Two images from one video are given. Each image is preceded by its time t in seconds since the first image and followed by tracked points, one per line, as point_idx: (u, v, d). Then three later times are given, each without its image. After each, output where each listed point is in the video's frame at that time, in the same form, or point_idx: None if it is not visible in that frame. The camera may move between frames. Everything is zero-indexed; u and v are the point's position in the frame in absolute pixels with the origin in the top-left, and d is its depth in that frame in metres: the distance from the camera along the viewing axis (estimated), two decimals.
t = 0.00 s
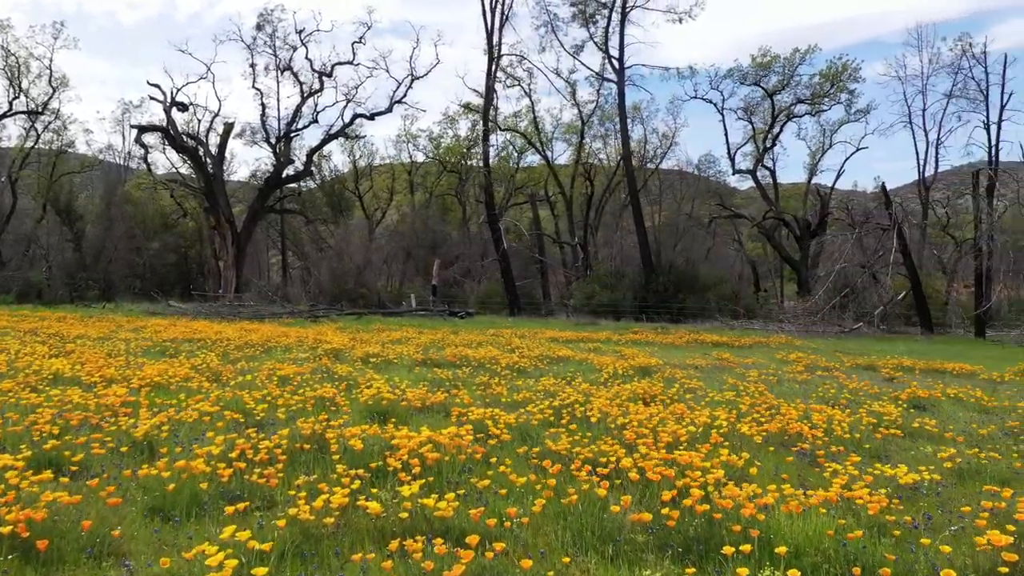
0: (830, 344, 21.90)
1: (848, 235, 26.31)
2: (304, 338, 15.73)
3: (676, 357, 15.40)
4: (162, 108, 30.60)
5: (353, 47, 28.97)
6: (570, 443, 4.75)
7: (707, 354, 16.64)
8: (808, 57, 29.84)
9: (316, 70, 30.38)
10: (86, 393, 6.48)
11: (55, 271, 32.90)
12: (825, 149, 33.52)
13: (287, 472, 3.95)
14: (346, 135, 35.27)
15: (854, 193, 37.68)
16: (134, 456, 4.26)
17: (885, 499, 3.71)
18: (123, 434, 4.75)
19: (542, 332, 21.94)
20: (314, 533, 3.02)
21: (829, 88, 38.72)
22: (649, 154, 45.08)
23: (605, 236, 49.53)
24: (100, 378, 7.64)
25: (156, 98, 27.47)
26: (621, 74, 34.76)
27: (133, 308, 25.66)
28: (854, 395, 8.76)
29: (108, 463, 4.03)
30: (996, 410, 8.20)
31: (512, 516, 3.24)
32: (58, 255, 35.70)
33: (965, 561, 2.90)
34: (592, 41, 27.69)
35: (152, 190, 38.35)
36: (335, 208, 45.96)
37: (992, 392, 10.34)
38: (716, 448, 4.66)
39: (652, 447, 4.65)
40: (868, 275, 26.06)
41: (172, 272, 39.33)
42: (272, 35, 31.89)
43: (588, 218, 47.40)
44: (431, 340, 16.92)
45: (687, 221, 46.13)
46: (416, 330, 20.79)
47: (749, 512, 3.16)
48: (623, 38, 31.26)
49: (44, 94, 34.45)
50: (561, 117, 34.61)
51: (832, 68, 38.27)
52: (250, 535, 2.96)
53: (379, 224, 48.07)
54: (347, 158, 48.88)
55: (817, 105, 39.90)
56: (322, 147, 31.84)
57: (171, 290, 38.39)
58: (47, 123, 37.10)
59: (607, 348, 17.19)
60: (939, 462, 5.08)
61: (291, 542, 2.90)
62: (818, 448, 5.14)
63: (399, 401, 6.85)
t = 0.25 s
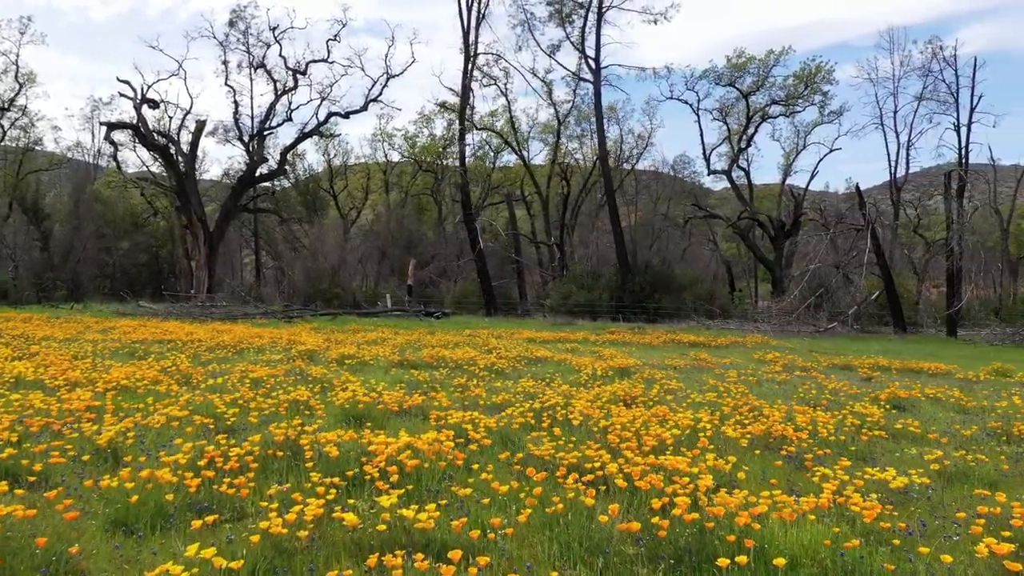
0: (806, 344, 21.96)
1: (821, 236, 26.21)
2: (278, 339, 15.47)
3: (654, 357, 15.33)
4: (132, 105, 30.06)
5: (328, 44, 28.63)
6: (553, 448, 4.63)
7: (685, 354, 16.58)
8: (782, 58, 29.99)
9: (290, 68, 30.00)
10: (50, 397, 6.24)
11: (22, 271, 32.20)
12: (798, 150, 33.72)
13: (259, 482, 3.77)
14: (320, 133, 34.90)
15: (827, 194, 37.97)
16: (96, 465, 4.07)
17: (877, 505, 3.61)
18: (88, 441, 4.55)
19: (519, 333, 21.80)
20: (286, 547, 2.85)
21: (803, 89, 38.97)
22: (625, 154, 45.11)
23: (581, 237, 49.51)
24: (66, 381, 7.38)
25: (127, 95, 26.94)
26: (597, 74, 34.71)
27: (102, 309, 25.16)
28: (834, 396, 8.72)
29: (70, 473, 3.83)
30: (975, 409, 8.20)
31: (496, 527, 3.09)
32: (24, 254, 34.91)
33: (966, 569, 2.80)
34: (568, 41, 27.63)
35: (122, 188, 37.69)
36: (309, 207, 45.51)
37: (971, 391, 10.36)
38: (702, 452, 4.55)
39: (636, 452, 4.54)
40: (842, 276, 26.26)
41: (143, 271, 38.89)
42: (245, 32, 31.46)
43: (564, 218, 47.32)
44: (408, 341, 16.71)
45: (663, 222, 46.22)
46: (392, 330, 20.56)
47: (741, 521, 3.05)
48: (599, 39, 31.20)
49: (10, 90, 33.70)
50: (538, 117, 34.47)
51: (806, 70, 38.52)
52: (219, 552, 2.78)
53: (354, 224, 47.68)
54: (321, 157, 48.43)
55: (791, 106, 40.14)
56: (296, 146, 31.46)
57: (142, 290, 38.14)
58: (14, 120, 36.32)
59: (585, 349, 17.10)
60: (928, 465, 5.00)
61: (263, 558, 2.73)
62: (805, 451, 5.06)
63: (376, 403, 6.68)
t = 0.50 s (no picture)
0: (782, 344, 22.02)
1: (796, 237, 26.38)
2: (251, 339, 15.22)
3: (632, 358, 15.26)
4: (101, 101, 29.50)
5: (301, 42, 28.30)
6: (536, 453, 4.51)
7: (662, 354, 16.54)
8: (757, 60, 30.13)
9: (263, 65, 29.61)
10: (12, 402, 6.00)
11: None
12: (772, 151, 33.93)
13: (228, 491, 3.59)
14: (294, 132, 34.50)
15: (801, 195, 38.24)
16: (57, 474, 3.88)
17: (869, 511, 3.52)
18: (50, 449, 4.34)
19: (496, 333, 21.66)
20: (258, 562, 2.69)
21: (777, 91, 39.23)
22: (601, 155, 45.13)
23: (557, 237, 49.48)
24: (29, 385, 7.13)
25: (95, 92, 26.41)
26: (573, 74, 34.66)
27: (70, 309, 24.63)
28: (813, 396, 8.69)
29: (29, 484, 3.63)
30: (954, 409, 8.19)
31: (480, 538, 2.95)
32: None
33: None
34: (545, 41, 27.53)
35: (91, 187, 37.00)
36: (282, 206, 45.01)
37: (948, 391, 10.40)
38: (688, 457, 4.45)
39: (621, 457, 4.42)
40: (815, 276, 26.53)
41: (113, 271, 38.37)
42: (218, 29, 31.01)
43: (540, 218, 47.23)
44: (383, 342, 16.51)
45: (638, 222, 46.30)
46: (366, 331, 20.31)
47: (735, 529, 2.93)
48: (575, 39, 31.14)
49: None
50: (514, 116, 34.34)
51: (780, 72, 38.78)
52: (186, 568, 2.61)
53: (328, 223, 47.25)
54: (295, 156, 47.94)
55: (765, 107, 40.38)
56: (269, 144, 31.07)
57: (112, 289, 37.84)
58: None
59: (563, 349, 17.01)
60: (915, 467, 4.93)
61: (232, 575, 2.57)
62: (790, 453, 4.98)
63: (352, 407, 6.51)
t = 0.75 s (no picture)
0: (756, 344, 22.09)
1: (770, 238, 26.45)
2: (222, 340, 14.96)
3: (609, 358, 15.20)
4: (68, 98, 28.87)
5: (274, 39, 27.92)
6: (518, 459, 4.37)
7: (639, 355, 16.51)
8: (729, 62, 30.36)
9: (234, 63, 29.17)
10: None
11: None
12: (746, 152, 34.12)
13: (195, 502, 3.42)
14: (266, 130, 34.05)
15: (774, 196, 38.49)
16: (15, 485, 3.68)
17: (865, 517, 3.42)
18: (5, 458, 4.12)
19: (471, 333, 21.52)
20: None
21: (751, 92, 39.44)
22: (576, 155, 45.11)
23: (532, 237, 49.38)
24: None
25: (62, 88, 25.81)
26: (548, 74, 34.58)
27: (36, 310, 24.07)
28: (792, 396, 8.64)
29: None
30: (933, 410, 8.17)
31: (461, 553, 2.80)
32: None
33: None
34: (520, 41, 27.45)
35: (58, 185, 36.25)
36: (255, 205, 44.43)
37: (926, 391, 10.42)
38: (674, 462, 4.33)
39: (605, 462, 4.31)
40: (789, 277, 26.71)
41: (80, 271, 37.69)
42: (188, 25, 30.49)
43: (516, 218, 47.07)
44: (358, 343, 16.27)
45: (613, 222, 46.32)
46: (339, 332, 20.11)
47: (731, 541, 2.80)
48: (551, 38, 31.05)
49: None
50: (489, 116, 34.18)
51: (754, 73, 39.02)
52: None
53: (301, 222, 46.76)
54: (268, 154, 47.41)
55: (739, 108, 40.59)
56: (241, 142, 30.62)
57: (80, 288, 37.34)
58: None
59: (539, 349, 16.92)
60: (902, 470, 4.86)
61: None
62: (776, 456, 4.89)
63: (325, 411, 6.34)
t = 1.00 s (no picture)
0: (730, 344, 22.16)
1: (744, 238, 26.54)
2: (191, 341, 14.66)
3: (584, 358, 15.12)
4: (31, 94, 28.18)
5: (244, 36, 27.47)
6: (497, 465, 4.24)
7: (614, 355, 16.44)
8: (702, 63, 30.47)
9: (203, 59, 28.66)
10: None
11: None
12: (719, 152, 34.26)
13: (159, 515, 3.24)
14: (237, 128, 33.54)
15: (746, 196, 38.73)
16: None
17: (855, 524, 3.34)
18: None
19: (445, 334, 21.34)
20: None
21: (723, 93, 39.65)
22: (549, 155, 45.04)
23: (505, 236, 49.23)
24: None
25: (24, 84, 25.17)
26: (522, 74, 34.44)
27: None
28: (769, 397, 8.59)
29: None
30: (909, 410, 8.17)
31: (444, 566, 2.66)
32: None
33: None
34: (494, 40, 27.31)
35: (21, 183, 35.45)
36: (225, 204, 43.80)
37: (900, 391, 10.45)
38: (658, 468, 4.23)
39: (588, 468, 4.19)
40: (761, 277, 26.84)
41: (45, 271, 36.49)
42: (156, 21, 29.91)
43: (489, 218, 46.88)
44: (330, 344, 16.01)
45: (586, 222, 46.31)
46: (310, 332, 19.86)
47: (724, 552, 2.70)
48: (524, 38, 30.92)
49: None
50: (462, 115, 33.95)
51: (726, 75, 39.21)
52: None
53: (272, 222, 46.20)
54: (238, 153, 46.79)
55: (712, 109, 40.78)
56: (210, 140, 30.11)
57: (44, 288, 36.09)
58: None
59: (514, 350, 16.80)
60: (887, 472, 4.80)
61: None
62: (759, 460, 4.81)
63: (297, 415, 6.16)
